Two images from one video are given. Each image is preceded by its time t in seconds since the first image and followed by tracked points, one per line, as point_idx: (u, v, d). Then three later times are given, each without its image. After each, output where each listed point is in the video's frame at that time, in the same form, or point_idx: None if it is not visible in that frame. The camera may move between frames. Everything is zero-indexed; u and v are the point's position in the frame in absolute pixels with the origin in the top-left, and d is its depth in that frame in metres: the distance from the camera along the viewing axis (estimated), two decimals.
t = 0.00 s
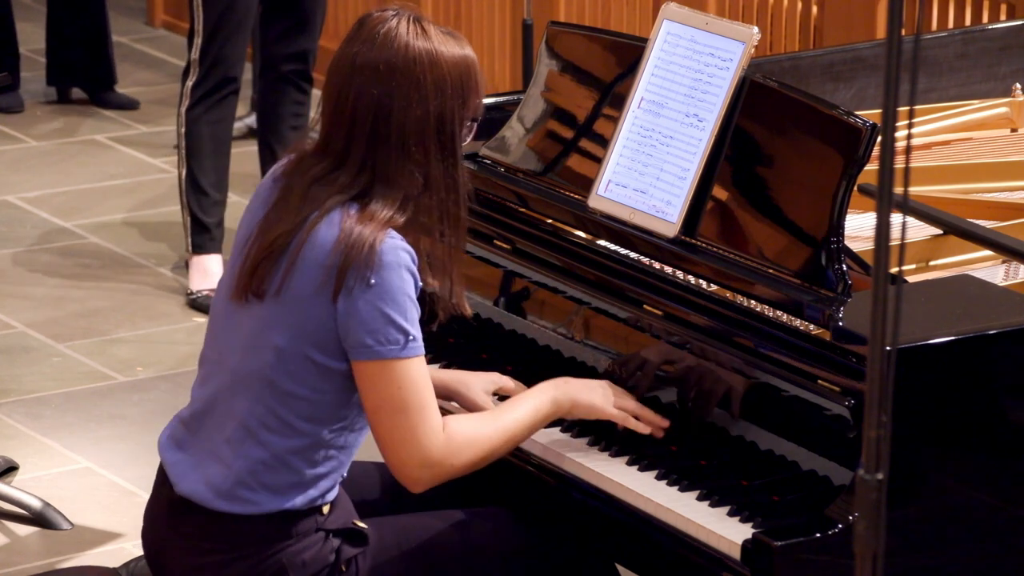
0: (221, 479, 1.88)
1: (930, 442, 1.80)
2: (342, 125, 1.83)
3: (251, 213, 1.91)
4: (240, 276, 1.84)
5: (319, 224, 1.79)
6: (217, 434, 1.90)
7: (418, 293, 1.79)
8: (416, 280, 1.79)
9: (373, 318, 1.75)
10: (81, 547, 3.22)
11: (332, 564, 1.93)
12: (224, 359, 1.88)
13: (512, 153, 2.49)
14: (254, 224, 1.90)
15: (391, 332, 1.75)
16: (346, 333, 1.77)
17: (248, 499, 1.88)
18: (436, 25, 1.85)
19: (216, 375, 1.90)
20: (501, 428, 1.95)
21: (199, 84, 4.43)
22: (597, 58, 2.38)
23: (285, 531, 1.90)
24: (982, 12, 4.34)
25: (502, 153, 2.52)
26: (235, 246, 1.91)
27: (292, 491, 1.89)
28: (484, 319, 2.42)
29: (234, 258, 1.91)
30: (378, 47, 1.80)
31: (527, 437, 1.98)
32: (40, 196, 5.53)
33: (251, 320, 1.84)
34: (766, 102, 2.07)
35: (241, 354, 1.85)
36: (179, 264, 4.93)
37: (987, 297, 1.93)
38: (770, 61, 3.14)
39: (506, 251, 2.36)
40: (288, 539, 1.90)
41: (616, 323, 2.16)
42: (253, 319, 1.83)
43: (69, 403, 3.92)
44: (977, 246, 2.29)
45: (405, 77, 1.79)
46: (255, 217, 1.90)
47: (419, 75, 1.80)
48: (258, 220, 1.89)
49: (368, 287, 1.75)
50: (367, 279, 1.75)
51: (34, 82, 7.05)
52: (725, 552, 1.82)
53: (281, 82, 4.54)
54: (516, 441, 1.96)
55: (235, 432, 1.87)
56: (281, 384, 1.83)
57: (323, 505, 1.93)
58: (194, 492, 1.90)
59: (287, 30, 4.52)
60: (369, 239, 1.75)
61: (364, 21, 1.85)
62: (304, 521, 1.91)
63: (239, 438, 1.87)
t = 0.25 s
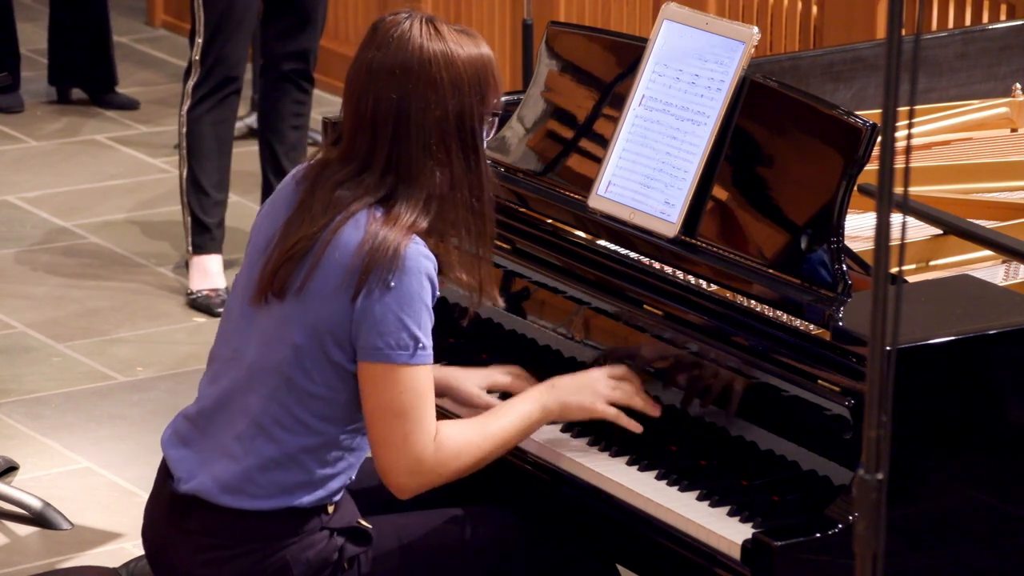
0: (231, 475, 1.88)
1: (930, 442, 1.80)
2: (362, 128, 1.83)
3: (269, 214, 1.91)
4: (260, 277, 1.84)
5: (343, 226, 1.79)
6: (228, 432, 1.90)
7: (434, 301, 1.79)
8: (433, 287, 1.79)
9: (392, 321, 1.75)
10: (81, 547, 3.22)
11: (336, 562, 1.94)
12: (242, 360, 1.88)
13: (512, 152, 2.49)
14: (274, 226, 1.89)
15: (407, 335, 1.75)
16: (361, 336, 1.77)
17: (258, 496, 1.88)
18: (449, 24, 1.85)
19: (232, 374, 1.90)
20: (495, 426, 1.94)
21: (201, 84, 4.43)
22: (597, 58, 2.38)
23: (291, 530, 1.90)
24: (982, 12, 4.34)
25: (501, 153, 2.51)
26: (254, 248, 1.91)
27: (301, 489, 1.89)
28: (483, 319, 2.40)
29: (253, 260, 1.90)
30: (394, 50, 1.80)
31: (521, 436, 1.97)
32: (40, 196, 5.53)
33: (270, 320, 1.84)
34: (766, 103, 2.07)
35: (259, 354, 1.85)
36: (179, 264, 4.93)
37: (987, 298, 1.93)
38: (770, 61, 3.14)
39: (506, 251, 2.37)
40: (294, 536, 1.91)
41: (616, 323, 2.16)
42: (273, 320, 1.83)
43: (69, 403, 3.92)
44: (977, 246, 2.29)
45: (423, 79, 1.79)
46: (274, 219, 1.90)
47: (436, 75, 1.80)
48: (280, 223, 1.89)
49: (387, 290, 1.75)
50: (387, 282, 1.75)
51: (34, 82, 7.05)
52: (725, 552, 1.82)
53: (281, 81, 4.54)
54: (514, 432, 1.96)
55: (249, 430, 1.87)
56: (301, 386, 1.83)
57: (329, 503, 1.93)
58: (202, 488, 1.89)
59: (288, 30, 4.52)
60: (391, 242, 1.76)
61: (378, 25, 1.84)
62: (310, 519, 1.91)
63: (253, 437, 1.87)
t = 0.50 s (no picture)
0: (236, 472, 1.88)
1: (930, 442, 1.80)
2: (357, 123, 1.84)
3: (266, 214, 1.92)
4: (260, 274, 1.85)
5: (344, 220, 1.80)
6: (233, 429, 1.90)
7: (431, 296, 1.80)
8: (431, 278, 1.80)
9: (390, 311, 1.75)
10: (81, 547, 3.22)
11: (338, 561, 1.93)
12: (244, 358, 1.89)
13: (512, 152, 2.49)
14: (273, 224, 1.90)
15: (405, 325, 1.76)
16: (358, 329, 1.77)
17: (263, 492, 1.87)
18: (434, 14, 1.87)
19: (235, 372, 1.90)
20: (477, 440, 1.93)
21: (203, 84, 4.43)
22: (597, 58, 2.38)
23: (294, 526, 1.90)
24: (982, 12, 4.34)
25: (501, 153, 2.51)
26: (253, 247, 1.92)
27: (306, 485, 1.89)
28: (483, 319, 2.42)
29: (253, 259, 1.91)
30: (384, 43, 1.81)
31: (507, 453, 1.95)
32: (40, 196, 5.53)
33: (271, 316, 1.84)
34: (766, 103, 2.07)
35: (261, 349, 1.86)
36: (179, 264, 4.93)
37: (987, 298, 1.93)
38: (771, 61, 3.14)
39: (506, 251, 2.37)
40: (297, 532, 1.90)
41: (616, 323, 2.16)
42: (274, 316, 1.84)
43: (69, 403, 3.92)
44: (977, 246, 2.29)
45: (414, 70, 1.81)
46: (272, 218, 1.91)
47: (426, 65, 1.81)
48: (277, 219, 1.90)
49: (385, 280, 1.76)
50: (386, 274, 1.76)
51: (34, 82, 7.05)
52: (725, 552, 1.82)
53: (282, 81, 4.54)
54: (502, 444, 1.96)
55: (253, 427, 1.87)
56: (304, 381, 1.84)
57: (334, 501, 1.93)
58: (207, 486, 1.89)
59: (287, 30, 4.52)
60: (389, 234, 1.77)
61: (364, 19, 1.86)
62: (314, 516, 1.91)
63: (257, 433, 1.87)
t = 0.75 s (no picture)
0: (233, 471, 1.89)
1: (930, 443, 1.80)
2: (330, 117, 1.84)
3: (250, 213, 1.93)
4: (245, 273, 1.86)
5: (324, 214, 1.81)
6: (229, 427, 1.91)
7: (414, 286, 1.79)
8: (413, 269, 1.80)
9: (371, 302, 1.75)
10: (81, 547, 3.22)
11: (338, 561, 1.93)
12: (234, 356, 1.90)
13: (512, 152, 2.49)
14: (256, 223, 1.91)
15: (386, 316, 1.75)
16: (342, 320, 1.77)
17: (261, 489, 1.88)
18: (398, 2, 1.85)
19: (228, 371, 1.91)
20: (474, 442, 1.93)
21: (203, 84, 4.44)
22: (597, 58, 2.38)
23: (292, 522, 1.90)
24: (982, 12, 4.34)
25: (502, 153, 2.51)
26: (239, 247, 1.93)
27: (303, 480, 1.89)
28: (483, 319, 2.41)
29: (240, 258, 1.92)
30: (349, 36, 1.80)
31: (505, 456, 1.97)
32: (40, 196, 5.53)
33: (259, 314, 1.85)
34: (767, 103, 2.07)
35: (251, 347, 1.87)
36: (179, 264, 4.93)
37: (987, 298, 1.93)
38: (771, 61, 3.14)
39: (506, 251, 2.37)
40: (295, 530, 1.91)
41: (616, 323, 2.16)
42: (261, 314, 1.85)
43: (69, 403, 3.92)
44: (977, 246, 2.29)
45: (381, 61, 1.80)
46: (255, 217, 1.91)
47: (393, 55, 1.80)
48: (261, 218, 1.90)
49: (366, 271, 1.76)
50: (367, 265, 1.76)
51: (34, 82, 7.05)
52: (725, 552, 1.82)
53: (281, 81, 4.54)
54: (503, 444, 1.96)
55: (247, 424, 1.88)
56: (290, 376, 1.84)
57: (332, 498, 1.93)
58: (207, 486, 1.90)
59: (288, 30, 4.52)
60: (369, 225, 1.77)
61: (329, 12, 1.84)
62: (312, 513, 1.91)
63: (251, 430, 1.88)
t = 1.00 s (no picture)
0: (222, 470, 1.88)
1: (930, 443, 1.80)
2: (282, 112, 1.82)
3: (212, 213, 1.91)
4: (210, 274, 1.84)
5: (283, 211, 1.79)
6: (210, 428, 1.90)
7: (377, 276, 1.78)
8: (377, 259, 1.78)
9: (335, 295, 1.74)
10: (81, 547, 3.22)
11: (335, 557, 1.93)
12: (207, 357, 1.89)
13: (512, 152, 2.49)
14: (218, 223, 1.89)
15: (350, 309, 1.74)
16: (308, 314, 1.76)
17: (251, 487, 1.88)
18: None
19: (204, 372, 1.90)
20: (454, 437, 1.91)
21: (205, 87, 4.46)
22: (597, 57, 2.38)
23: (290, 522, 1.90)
24: (982, 12, 4.34)
25: (502, 153, 2.52)
26: (202, 249, 1.91)
27: (292, 474, 1.89)
28: (483, 319, 2.41)
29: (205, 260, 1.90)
30: (297, 28, 1.78)
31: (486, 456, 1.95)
32: (40, 196, 5.53)
33: (228, 313, 1.84)
34: (767, 103, 2.07)
35: (224, 347, 1.86)
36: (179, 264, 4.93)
37: (987, 298, 1.93)
38: (771, 61, 3.14)
39: (506, 251, 2.36)
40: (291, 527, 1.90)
41: (615, 323, 2.16)
42: (229, 313, 1.84)
43: (69, 403, 3.92)
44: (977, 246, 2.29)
45: (331, 51, 1.78)
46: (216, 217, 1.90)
47: (342, 45, 1.78)
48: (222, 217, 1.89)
49: (329, 264, 1.74)
50: (327, 257, 1.74)
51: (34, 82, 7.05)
52: (725, 552, 1.82)
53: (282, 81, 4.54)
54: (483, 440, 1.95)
55: (227, 425, 1.87)
56: (263, 374, 1.83)
57: (325, 493, 1.94)
58: (198, 487, 1.90)
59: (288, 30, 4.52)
60: (331, 216, 1.75)
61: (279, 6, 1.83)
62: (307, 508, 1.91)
63: (232, 428, 1.87)
